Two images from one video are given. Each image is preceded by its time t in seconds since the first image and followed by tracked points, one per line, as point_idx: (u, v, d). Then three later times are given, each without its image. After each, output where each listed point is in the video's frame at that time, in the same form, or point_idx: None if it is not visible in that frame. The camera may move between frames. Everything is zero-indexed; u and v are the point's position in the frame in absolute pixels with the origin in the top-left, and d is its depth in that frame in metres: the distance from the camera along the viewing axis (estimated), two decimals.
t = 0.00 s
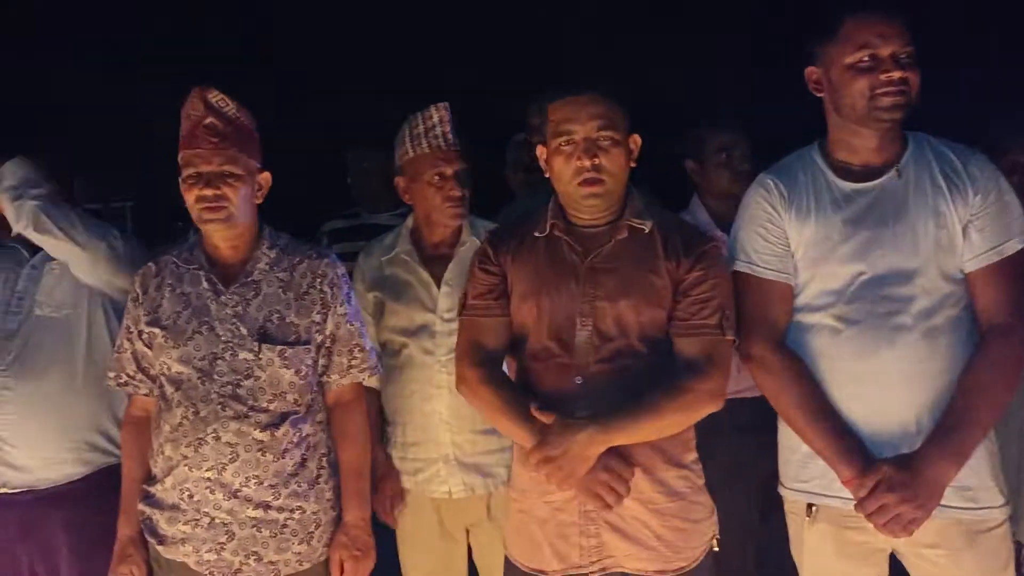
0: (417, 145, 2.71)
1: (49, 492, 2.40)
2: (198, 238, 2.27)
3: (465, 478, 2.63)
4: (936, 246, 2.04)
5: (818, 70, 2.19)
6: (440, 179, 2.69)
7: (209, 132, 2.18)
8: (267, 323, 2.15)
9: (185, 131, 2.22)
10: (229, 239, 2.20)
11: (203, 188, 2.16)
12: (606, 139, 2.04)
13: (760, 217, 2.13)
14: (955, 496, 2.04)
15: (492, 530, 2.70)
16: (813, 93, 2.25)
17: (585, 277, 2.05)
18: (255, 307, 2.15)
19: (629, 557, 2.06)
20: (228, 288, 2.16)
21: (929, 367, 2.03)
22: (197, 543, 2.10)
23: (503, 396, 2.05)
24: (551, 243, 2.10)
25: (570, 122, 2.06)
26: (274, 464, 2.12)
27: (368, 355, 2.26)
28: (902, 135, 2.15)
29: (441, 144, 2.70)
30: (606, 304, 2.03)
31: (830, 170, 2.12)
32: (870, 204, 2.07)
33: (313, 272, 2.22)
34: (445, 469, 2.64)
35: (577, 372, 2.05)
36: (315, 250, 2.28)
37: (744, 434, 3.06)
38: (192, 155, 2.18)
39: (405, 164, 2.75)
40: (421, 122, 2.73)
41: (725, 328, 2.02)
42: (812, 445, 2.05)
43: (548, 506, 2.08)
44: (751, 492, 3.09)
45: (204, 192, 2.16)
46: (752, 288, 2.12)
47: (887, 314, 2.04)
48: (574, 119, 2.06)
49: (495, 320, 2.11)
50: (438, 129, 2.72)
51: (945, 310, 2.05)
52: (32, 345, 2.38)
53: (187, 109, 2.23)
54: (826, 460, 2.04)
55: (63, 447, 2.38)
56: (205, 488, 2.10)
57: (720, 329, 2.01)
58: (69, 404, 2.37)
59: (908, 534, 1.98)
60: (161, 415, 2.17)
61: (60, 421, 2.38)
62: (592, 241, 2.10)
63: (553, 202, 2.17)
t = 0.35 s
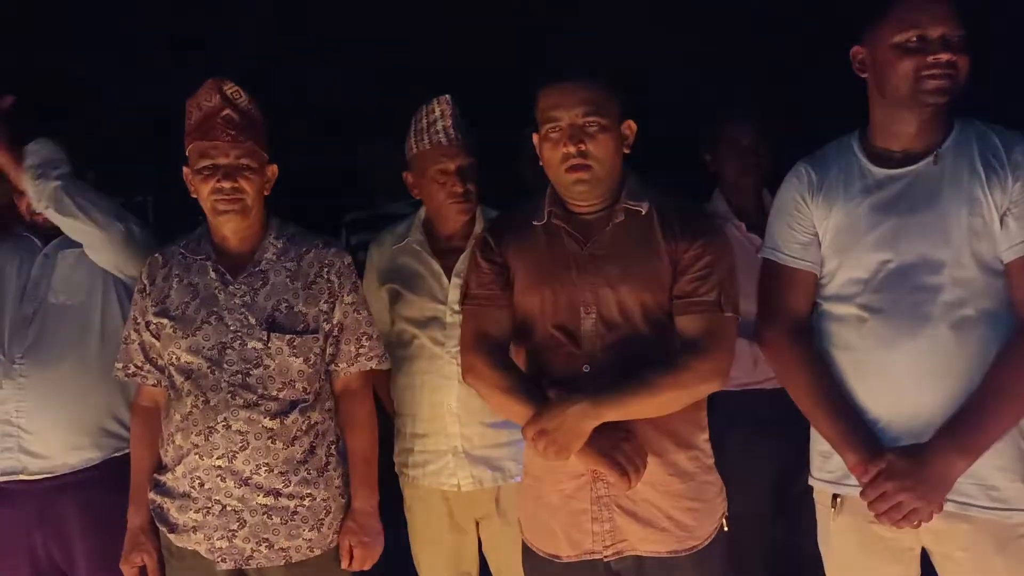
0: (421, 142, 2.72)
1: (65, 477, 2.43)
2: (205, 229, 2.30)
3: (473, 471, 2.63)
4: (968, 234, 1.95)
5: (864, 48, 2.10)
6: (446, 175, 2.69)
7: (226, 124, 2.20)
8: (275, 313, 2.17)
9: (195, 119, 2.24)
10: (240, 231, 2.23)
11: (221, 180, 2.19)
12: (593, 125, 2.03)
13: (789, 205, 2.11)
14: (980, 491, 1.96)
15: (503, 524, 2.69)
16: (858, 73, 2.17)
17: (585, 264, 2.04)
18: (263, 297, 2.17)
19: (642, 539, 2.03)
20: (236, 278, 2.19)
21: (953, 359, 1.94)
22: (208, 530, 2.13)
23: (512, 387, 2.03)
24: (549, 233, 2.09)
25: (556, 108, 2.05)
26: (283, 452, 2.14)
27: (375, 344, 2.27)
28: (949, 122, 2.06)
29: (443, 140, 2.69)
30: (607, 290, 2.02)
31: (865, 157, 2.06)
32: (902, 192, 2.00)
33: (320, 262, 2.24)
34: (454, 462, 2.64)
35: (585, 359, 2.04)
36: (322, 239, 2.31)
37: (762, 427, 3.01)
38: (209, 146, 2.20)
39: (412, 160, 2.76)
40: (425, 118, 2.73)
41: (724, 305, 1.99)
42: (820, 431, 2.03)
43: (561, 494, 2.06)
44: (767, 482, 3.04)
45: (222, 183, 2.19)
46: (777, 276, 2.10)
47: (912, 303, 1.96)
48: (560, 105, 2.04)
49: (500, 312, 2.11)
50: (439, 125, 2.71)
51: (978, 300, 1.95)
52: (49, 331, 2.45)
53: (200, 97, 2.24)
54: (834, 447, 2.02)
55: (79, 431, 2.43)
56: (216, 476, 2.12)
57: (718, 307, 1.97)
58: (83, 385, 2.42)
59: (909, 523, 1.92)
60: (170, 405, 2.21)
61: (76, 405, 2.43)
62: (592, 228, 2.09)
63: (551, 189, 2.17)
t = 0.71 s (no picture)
0: (422, 138, 2.72)
1: (84, 471, 2.48)
2: (214, 222, 2.31)
3: (476, 465, 2.61)
4: (1018, 223, 1.80)
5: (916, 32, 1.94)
6: (447, 171, 2.67)
7: (238, 118, 2.21)
8: (285, 303, 2.17)
9: (205, 112, 2.24)
10: (249, 224, 2.24)
11: (232, 173, 2.19)
12: (581, 122, 1.98)
13: (831, 185, 1.98)
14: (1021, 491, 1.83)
15: (507, 520, 2.66)
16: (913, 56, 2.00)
17: (591, 257, 2.00)
18: (272, 288, 2.17)
19: (654, 527, 1.99)
20: (245, 270, 2.19)
21: (995, 355, 1.81)
22: (221, 521, 2.15)
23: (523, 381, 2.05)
24: (560, 224, 2.06)
25: (548, 104, 2.02)
26: (294, 442, 2.15)
27: (384, 335, 2.29)
28: (1006, 107, 1.89)
29: (442, 135, 2.67)
30: (613, 283, 1.98)
31: (914, 138, 1.91)
32: (950, 177, 1.85)
33: (328, 253, 2.24)
34: (457, 455, 2.63)
35: (591, 353, 2.01)
36: (330, 231, 2.31)
37: (781, 416, 2.93)
38: (221, 140, 2.21)
39: (418, 156, 2.76)
40: (428, 113, 2.71)
41: (730, 304, 1.94)
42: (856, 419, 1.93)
43: (580, 477, 2.05)
44: (790, 472, 2.92)
45: (233, 176, 2.19)
46: (817, 258, 2.00)
47: (952, 295, 1.83)
48: (551, 100, 2.01)
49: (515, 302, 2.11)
50: (439, 120, 2.68)
51: None
52: (63, 326, 2.48)
53: (211, 89, 2.24)
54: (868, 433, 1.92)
55: (94, 424, 2.47)
56: (227, 466, 2.14)
57: (724, 306, 1.93)
58: (95, 381, 2.46)
59: (938, 516, 1.82)
60: (182, 396, 2.22)
61: (91, 399, 2.47)
62: (598, 220, 2.06)
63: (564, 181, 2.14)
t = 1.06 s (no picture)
0: (421, 142, 2.77)
1: (91, 472, 2.50)
2: (221, 222, 2.33)
3: (479, 465, 2.60)
4: None
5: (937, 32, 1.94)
6: (442, 171, 2.69)
7: (245, 120, 2.21)
8: (290, 303, 2.18)
9: (211, 114, 2.25)
10: (255, 225, 2.25)
11: (240, 174, 2.20)
12: (593, 119, 1.97)
13: (851, 177, 1.98)
14: None
15: (512, 519, 2.65)
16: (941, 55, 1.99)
17: (596, 252, 1.99)
18: (279, 287, 2.18)
19: (651, 521, 1.99)
20: (252, 270, 2.20)
21: (1011, 356, 1.77)
22: (227, 519, 2.16)
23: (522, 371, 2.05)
24: (568, 222, 2.06)
25: (559, 103, 2.02)
26: (300, 440, 2.16)
27: (390, 334, 2.30)
28: None
29: (436, 135, 2.69)
30: (615, 280, 1.97)
31: (937, 133, 1.88)
32: (970, 174, 1.81)
33: (334, 253, 2.25)
34: (461, 455, 2.63)
35: (591, 348, 2.00)
36: (336, 231, 2.32)
37: (790, 414, 2.90)
38: (228, 141, 2.22)
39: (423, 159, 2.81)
40: (427, 115, 2.75)
41: (729, 304, 1.90)
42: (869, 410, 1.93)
43: (579, 472, 2.06)
44: (795, 470, 2.89)
45: (241, 178, 2.20)
46: (835, 249, 2.00)
47: (967, 293, 1.80)
48: (559, 100, 2.02)
49: (521, 297, 2.14)
50: (434, 121, 2.71)
51: None
52: (67, 327, 2.51)
53: (218, 91, 2.25)
54: (882, 427, 1.91)
55: (99, 424, 2.50)
56: (234, 465, 2.15)
57: (722, 306, 1.89)
58: (100, 381, 2.49)
59: (952, 512, 1.80)
60: (189, 395, 2.24)
61: (93, 399, 2.49)
62: (606, 217, 2.06)
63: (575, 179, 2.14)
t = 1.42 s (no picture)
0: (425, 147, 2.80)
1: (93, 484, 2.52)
2: (230, 225, 2.35)
3: (484, 468, 2.63)
4: None
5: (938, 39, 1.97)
6: (441, 175, 2.72)
7: (254, 126, 2.24)
8: (297, 306, 2.20)
9: (220, 118, 2.27)
10: (263, 229, 2.27)
11: (247, 180, 2.22)
12: (615, 124, 2.00)
13: (862, 178, 2.02)
14: None
15: (515, 522, 2.66)
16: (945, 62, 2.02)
17: (605, 254, 2.02)
18: (286, 291, 2.20)
19: (646, 530, 2.00)
20: (259, 273, 2.22)
21: (1014, 360, 1.79)
22: (233, 520, 2.18)
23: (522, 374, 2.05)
24: (577, 224, 2.09)
25: (581, 107, 2.04)
26: (305, 443, 2.17)
27: (396, 338, 2.32)
28: None
29: (435, 141, 2.72)
30: (624, 281, 1.99)
31: (948, 138, 1.90)
32: (978, 179, 1.83)
33: (341, 257, 2.27)
34: (464, 458, 2.66)
35: (597, 346, 2.02)
36: (343, 235, 2.34)
37: (792, 418, 2.92)
38: (236, 147, 2.24)
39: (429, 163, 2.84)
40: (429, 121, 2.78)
41: (741, 307, 1.93)
42: (875, 412, 1.96)
43: (573, 478, 2.08)
44: (793, 473, 2.92)
45: (248, 184, 2.22)
46: (845, 250, 2.03)
47: (971, 296, 1.82)
48: (584, 103, 2.03)
49: (526, 297, 2.15)
50: (433, 126, 2.74)
51: None
52: (69, 342, 2.50)
53: (226, 97, 2.27)
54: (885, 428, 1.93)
55: (100, 439, 2.51)
56: (239, 467, 2.17)
57: (735, 309, 1.92)
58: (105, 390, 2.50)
59: (951, 514, 1.82)
60: (197, 397, 2.26)
61: (93, 414, 2.50)
62: (617, 220, 2.07)
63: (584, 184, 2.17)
